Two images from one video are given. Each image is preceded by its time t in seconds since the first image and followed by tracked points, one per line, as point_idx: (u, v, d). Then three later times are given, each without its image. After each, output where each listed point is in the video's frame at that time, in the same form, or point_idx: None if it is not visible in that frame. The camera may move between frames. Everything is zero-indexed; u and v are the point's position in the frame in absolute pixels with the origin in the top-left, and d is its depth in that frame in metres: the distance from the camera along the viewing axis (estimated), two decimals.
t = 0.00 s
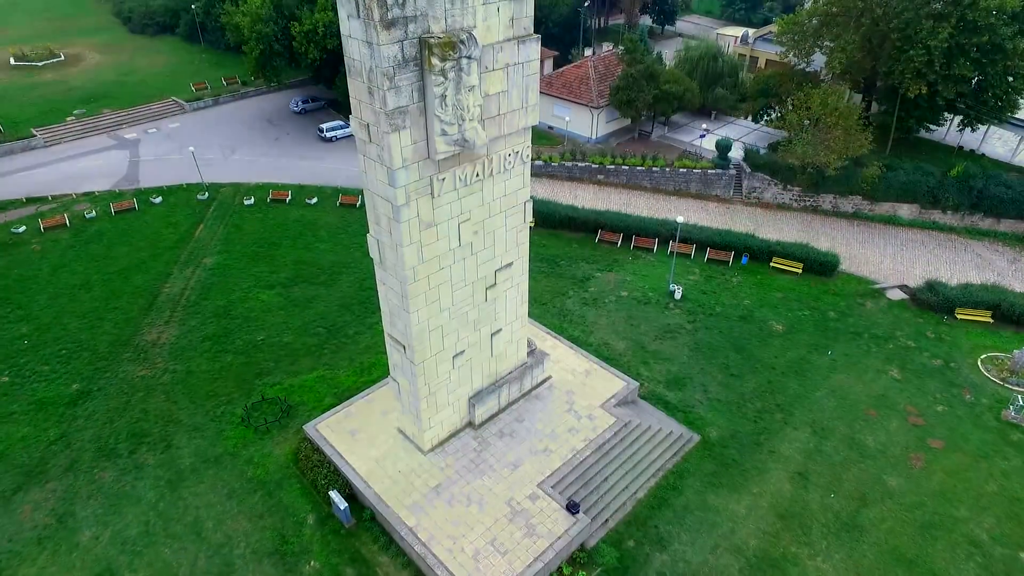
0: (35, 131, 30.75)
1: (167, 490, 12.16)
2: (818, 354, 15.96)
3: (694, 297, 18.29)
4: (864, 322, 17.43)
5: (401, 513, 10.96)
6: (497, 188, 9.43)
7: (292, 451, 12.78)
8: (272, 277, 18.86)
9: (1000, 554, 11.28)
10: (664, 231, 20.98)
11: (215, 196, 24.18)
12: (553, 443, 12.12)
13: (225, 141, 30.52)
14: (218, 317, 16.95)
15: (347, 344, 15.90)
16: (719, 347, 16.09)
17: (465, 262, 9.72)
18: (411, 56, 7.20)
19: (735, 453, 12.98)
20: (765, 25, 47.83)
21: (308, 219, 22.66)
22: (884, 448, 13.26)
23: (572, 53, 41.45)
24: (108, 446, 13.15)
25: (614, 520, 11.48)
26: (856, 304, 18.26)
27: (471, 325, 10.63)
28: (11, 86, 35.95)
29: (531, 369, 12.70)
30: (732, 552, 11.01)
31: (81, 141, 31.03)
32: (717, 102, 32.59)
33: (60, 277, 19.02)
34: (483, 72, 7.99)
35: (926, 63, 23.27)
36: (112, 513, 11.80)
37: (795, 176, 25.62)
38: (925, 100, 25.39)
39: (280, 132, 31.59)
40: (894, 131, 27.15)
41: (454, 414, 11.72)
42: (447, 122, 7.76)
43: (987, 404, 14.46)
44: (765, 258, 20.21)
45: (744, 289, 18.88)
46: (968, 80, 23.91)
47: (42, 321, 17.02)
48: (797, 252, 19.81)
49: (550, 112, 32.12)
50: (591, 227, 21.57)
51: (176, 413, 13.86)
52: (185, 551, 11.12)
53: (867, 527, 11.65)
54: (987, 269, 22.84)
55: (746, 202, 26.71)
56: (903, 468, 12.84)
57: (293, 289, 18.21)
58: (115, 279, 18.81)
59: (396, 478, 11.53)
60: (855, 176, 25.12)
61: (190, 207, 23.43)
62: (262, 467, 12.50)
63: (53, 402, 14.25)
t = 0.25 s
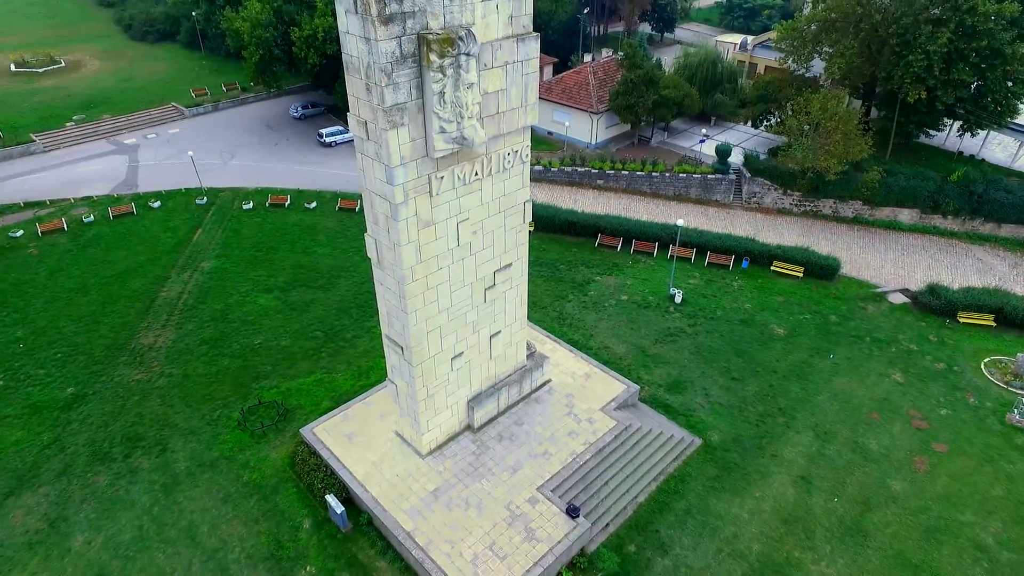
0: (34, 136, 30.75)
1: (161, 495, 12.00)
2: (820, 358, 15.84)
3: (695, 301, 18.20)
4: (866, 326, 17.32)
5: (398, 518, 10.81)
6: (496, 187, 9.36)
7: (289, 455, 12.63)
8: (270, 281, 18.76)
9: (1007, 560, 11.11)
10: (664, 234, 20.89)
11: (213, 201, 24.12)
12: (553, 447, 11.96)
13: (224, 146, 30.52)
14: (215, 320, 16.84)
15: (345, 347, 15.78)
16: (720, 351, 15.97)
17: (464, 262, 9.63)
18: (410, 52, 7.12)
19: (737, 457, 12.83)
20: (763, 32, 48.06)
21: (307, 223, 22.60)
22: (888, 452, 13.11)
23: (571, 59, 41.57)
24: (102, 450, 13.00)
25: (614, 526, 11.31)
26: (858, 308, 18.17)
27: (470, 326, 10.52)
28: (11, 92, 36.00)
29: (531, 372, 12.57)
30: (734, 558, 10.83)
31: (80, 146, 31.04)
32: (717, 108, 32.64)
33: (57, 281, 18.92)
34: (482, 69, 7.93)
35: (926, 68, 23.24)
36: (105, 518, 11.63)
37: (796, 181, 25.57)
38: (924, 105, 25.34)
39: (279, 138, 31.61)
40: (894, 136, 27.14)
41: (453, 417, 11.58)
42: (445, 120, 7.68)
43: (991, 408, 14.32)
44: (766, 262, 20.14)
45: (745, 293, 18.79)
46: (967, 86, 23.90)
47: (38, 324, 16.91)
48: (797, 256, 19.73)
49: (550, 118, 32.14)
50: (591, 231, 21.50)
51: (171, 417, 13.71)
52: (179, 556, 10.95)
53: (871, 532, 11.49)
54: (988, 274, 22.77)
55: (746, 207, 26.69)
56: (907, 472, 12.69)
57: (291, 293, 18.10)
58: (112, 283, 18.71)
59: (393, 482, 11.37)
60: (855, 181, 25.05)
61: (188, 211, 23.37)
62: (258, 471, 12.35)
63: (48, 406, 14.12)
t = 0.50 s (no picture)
0: (34, 145, 30.78)
1: (156, 502, 11.83)
2: (823, 364, 15.69)
3: (696, 307, 18.09)
4: (869, 332, 17.18)
5: (396, 525, 10.61)
6: (495, 188, 9.28)
7: (285, 461, 12.46)
8: (268, 287, 18.67)
9: (1016, 568, 10.91)
10: (664, 241, 20.82)
11: (212, 208, 24.08)
12: (553, 453, 11.80)
13: (224, 154, 30.54)
14: (212, 327, 16.71)
15: (343, 353, 15.64)
16: (721, 357, 15.82)
17: (463, 265, 9.53)
18: (409, 50, 7.06)
19: (739, 463, 12.67)
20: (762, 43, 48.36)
21: (306, 229, 22.55)
22: (893, 459, 12.93)
23: (570, 69, 41.78)
24: (96, 456, 12.82)
25: (616, 534, 11.11)
26: (860, 314, 18.06)
27: (470, 331, 10.39)
28: (12, 101, 36.12)
29: (531, 378, 12.43)
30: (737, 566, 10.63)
31: (80, 154, 31.05)
32: (717, 116, 32.72)
33: (54, 287, 18.81)
34: (481, 69, 7.87)
35: (926, 75, 23.22)
36: (97, 526, 11.45)
37: (796, 189, 25.55)
38: (924, 112, 25.31)
39: (279, 146, 31.64)
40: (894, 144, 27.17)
41: (452, 422, 11.43)
42: (445, 119, 7.61)
43: (997, 414, 14.16)
44: (767, 268, 20.05)
45: (746, 299, 18.68)
46: (966, 93, 23.89)
47: (34, 330, 16.78)
48: (799, 262, 19.64)
49: (550, 126, 32.20)
50: (591, 238, 21.44)
51: (167, 423, 13.55)
52: (172, 564, 10.76)
53: (877, 539, 11.30)
54: (991, 281, 22.70)
55: (747, 215, 26.66)
56: (913, 479, 12.51)
57: (289, 299, 18.00)
58: (109, 290, 18.59)
59: (391, 488, 11.20)
60: (856, 189, 25.03)
61: (187, 218, 23.32)
62: (254, 477, 12.17)
63: (42, 413, 13.96)
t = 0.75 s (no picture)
0: (35, 156, 30.85)
1: (149, 512, 11.62)
2: (826, 373, 15.54)
3: (697, 316, 17.97)
4: (871, 341, 17.05)
5: (393, 535, 10.41)
6: (495, 192, 9.23)
7: (281, 471, 12.27)
8: (267, 296, 18.56)
9: None
10: (665, 250, 20.75)
11: (212, 218, 24.05)
12: (553, 462, 11.63)
13: (224, 165, 30.61)
14: (210, 336, 16.58)
15: (342, 363, 15.48)
16: (724, 366, 15.67)
17: (462, 269, 9.43)
18: (408, 51, 7.02)
19: (743, 472, 12.47)
20: (760, 57, 48.74)
21: (305, 239, 22.50)
22: (899, 468, 12.74)
23: (570, 82, 42.05)
24: (90, 466, 12.63)
25: (617, 545, 10.90)
26: (863, 323, 17.94)
27: (469, 337, 10.27)
28: (14, 113, 36.31)
29: (531, 386, 12.28)
30: None
31: (80, 165, 31.12)
32: (716, 128, 32.84)
33: (51, 297, 18.71)
34: (481, 71, 7.84)
35: (924, 86, 23.29)
36: (89, 536, 11.23)
37: (796, 199, 25.55)
38: (923, 123, 25.37)
39: (280, 157, 31.73)
40: (893, 155, 27.22)
41: (451, 431, 11.25)
42: (444, 121, 7.56)
43: (1003, 424, 13.98)
44: (768, 277, 19.96)
45: (748, 308, 18.58)
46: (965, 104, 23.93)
47: (29, 339, 16.65)
48: (800, 271, 19.57)
49: (550, 138, 32.30)
50: (591, 247, 21.38)
51: (162, 432, 13.37)
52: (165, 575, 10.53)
53: (884, 551, 11.08)
54: (993, 291, 22.60)
55: (747, 225, 26.63)
56: (920, 489, 12.30)
57: (288, 308, 17.89)
58: (107, 299, 18.49)
59: (389, 498, 11.00)
60: (856, 200, 25.02)
61: (187, 228, 23.28)
62: (250, 487, 11.97)
63: (36, 422, 13.78)
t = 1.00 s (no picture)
0: (36, 176, 30.98)
1: (139, 532, 11.31)
2: (830, 391, 15.32)
3: (699, 334, 17.81)
4: (875, 359, 16.87)
5: (390, 555, 10.10)
6: (495, 204, 9.17)
7: (276, 490, 11.99)
8: (265, 314, 18.41)
9: None
10: (665, 268, 20.67)
11: (211, 236, 24.03)
12: (554, 481, 11.36)
13: (225, 185, 30.72)
14: (206, 353, 16.39)
15: (339, 380, 15.27)
16: (726, 384, 15.46)
17: (462, 282, 9.31)
18: (408, 60, 7.01)
19: (748, 492, 12.18)
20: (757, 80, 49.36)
21: (305, 257, 22.44)
22: (907, 487, 12.46)
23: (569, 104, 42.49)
24: (80, 485, 12.34)
25: (620, 566, 10.57)
26: (866, 341, 17.78)
27: (469, 351, 10.11)
28: (17, 134, 36.58)
29: (531, 403, 12.06)
30: None
31: (81, 185, 31.23)
32: (715, 149, 33.07)
33: (47, 314, 18.56)
34: (481, 82, 7.84)
35: (921, 106, 23.48)
36: (76, 558, 10.92)
37: (796, 218, 25.57)
38: (921, 143, 25.51)
39: (281, 177, 31.88)
40: (892, 174, 27.34)
41: (449, 448, 11.02)
42: (444, 131, 7.53)
43: (1012, 442, 13.73)
44: (770, 294, 19.85)
45: (750, 325, 18.42)
46: (962, 124, 24.07)
47: (23, 357, 16.46)
48: (801, 289, 19.48)
49: (549, 158, 32.49)
50: (591, 265, 21.31)
51: (155, 451, 13.11)
52: None
53: (895, 573, 10.75)
54: (996, 310, 22.46)
55: (747, 245, 26.59)
56: (929, 508, 12.01)
57: (286, 326, 17.74)
58: (103, 316, 18.33)
59: (386, 517, 10.71)
60: (856, 219, 25.04)
61: (186, 246, 23.23)
62: (243, 507, 11.68)
63: (26, 440, 13.52)
